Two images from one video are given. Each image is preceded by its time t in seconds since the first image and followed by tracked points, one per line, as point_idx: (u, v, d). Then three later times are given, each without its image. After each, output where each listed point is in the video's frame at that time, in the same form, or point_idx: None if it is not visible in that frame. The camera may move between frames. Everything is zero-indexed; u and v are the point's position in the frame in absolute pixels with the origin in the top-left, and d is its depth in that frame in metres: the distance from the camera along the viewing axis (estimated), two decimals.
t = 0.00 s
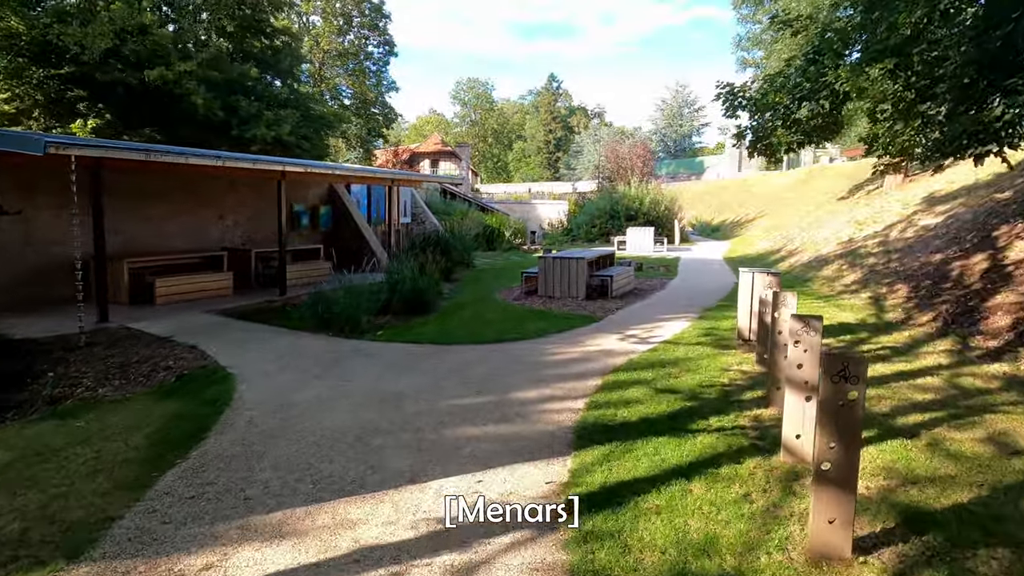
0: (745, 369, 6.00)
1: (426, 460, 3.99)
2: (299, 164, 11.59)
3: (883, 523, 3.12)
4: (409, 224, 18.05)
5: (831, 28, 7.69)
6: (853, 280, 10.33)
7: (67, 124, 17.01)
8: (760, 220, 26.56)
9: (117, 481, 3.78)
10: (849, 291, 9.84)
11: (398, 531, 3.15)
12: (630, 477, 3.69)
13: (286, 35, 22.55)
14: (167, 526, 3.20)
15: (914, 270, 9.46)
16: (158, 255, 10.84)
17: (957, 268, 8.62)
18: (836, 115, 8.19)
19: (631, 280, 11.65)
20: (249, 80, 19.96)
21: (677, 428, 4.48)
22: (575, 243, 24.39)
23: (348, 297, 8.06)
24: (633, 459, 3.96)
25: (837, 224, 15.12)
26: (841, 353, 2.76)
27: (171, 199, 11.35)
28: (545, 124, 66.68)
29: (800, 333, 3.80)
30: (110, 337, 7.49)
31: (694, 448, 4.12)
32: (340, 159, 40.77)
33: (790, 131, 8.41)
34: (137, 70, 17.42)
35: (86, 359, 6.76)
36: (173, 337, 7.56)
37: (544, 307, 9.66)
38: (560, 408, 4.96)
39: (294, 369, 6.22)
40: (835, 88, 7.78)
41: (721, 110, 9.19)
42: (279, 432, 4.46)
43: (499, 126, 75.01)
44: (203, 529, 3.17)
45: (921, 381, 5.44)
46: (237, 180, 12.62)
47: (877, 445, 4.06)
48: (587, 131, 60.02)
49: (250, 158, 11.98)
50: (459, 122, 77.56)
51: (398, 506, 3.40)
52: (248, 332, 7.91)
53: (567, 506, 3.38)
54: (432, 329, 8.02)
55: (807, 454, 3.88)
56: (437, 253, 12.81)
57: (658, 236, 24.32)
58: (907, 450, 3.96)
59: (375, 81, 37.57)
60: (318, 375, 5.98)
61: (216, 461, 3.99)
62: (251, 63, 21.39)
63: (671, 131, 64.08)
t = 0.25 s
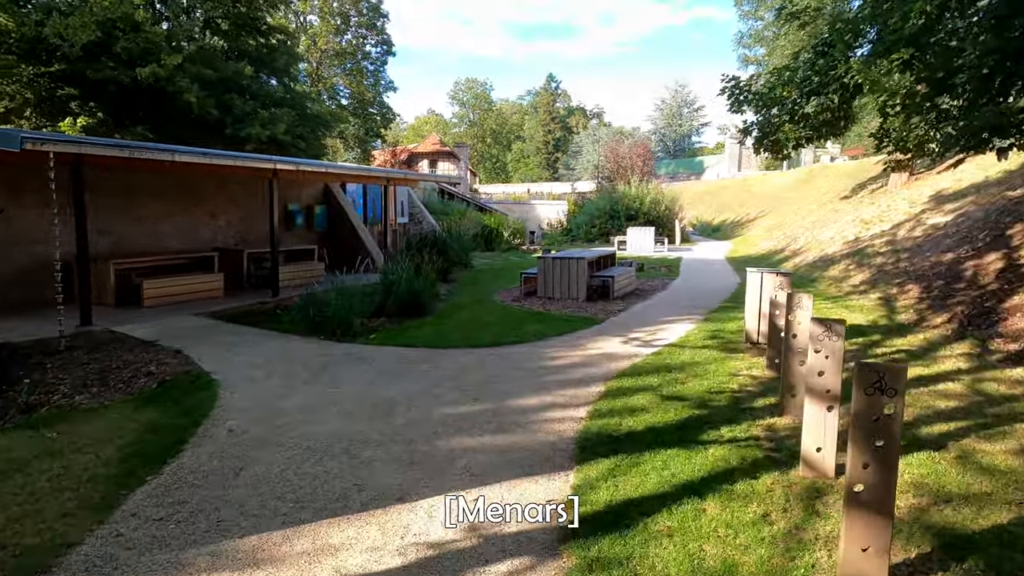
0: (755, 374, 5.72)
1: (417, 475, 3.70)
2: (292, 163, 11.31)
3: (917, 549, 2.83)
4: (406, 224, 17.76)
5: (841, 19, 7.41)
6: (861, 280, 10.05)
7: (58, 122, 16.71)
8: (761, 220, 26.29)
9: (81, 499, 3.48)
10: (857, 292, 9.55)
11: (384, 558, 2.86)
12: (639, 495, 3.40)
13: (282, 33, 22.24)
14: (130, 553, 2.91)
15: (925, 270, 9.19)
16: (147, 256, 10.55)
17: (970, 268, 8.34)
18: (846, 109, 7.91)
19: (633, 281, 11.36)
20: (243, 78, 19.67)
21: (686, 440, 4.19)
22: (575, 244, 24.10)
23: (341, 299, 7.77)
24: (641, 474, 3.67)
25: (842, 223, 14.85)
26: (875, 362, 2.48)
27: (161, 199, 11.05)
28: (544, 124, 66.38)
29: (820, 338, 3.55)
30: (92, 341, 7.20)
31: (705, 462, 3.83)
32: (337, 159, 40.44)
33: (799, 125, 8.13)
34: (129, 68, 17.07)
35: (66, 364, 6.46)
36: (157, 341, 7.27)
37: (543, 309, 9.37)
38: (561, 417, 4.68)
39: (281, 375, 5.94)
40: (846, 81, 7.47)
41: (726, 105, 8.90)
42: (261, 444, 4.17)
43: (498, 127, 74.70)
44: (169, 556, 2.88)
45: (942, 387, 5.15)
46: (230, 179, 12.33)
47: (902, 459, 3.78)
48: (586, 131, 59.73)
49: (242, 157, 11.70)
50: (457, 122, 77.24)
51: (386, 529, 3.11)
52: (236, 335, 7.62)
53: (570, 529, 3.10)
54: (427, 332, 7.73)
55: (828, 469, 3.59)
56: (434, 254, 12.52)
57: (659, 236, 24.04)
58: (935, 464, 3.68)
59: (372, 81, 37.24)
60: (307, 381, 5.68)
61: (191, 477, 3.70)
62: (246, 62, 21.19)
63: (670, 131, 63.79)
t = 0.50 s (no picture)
0: (769, 382, 5.44)
1: (412, 496, 3.42)
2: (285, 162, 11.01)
3: None
4: (403, 224, 17.47)
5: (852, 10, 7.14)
6: (870, 281, 9.79)
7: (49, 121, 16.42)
8: (762, 220, 26.05)
9: (45, 525, 3.19)
10: (867, 294, 9.28)
11: None
12: (654, 519, 3.13)
13: (278, 31, 21.94)
14: None
15: (936, 270, 8.93)
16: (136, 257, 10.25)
17: (986, 268, 8.08)
18: (858, 104, 7.64)
19: (635, 283, 11.10)
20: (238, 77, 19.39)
21: (700, 455, 3.92)
22: (574, 244, 23.83)
23: (334, 301, 7.49)
24: (655, 494, 3.39)
25: (847, 222, 14.58)
26: (926, 380, 2.20)
27: (150, 199, 10.76)
28: (543, 124, 66.12)
29: (849, 347, 3.29)
30: (75, 346, 6.92)
31: (723, 481, 3.55)
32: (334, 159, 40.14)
33: (809, 122, 7.87)
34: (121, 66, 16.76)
35: (46, 370, 6.18)
36: (143, 346, 6.98)
37: (544, 311, 9.09)
38: (566, 430, 4.40)
39: (271, 382, 5.65)
40: (859, 75, 7.19)
41: (733, 101, 8.63)
42: (244, 461, 3.88)
43: (496, 127, 74.41)
44: None
45: (967, 396, 4.87)
46: (222, 178, 12.04)
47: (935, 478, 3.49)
48: (585, 131, 59.48)
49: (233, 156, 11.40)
50: (455, 122, 76.96)
51: (376, 560, 2.83)
52: (225, 340, 7.33)
53: (579, 557, 2.82)
54: (424, 336, 7.45)
55: (856, 489, 3.32)
56: (432, 255, 12.24)
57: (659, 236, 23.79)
58: (974, 483, 3.40)
59: (369, 81, 36.94)
60: (297, 388, 5.40)
61: (166, 499, 3.41)
62: (241, 60, 20.92)
63: (669, 131, 63.59)
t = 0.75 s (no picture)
0: (777, 391, 5.20)
1: (400, 521, 3.16)
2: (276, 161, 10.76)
3: None
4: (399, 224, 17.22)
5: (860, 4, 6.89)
6: (875, 284, 9.57)
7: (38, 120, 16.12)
8: (761, 220, 25.86)
9: None
10: (873, 297, 9.06)
11: None
12: (662, 549, 2.87)
13: (272, 29, 21.65)
14: None
15: (944, 273, 8.71)
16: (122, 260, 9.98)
17: (996, 270, 7.86)
18: (865, 101, 7.40)
19: (635, 285, 10.87)
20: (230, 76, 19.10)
21: (708, 474, 3.66)
22: (572, 245, 23.60)
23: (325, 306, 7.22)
24: (663, 519, 3.15)
25: (849, 223, 14.37)
26: (976, 406, 2.16)
27: (137, 200, 10.49)
28: (540, 124, 65.88)
29: (872, 361, 3.03)
30: (55, 353, 6.65)
31: (734, 504, 3.30)
32: (330, 158, 39.83)
33: (815, 120, 7.62)
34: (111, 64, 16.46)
35: (21, 379, 5.91)
36: (125, 353, 6.71)
37: (542, 315, 8.84)
38: (566, 445, 4.15)
39: (256, 391, 5.39)
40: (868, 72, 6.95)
41: (736, 99, 8.38)
42: (220, 481, 3.61)
43: (493, 127, 74.16)
44: None
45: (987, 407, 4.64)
46: (212, 178, 11.78)
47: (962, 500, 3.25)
48: (582, 131, 59.25)
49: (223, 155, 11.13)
50: (452, 122, 76.67)
51: None
52: (211, 346, 7.06)
53: None
54: (418, 342, 7.19)
55: (879, 513, 3.07)
56: (427, 256, 11.99)
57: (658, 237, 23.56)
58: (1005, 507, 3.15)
59: (365, 80, 36.64)
60: (283, 398, 5.14)
61: (134, 525, 3.15)
62: (234, 58, 20.64)
63: (667, 131, 63.41)
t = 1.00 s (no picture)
0: (787, 399, 4.92)
1: (382, 547, 2.89)
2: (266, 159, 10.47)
3: None
4: (393, 224, 16.94)
5: None
6: (881, 285, 9.31)
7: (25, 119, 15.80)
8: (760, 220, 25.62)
9: None
10: (880, 299, 8.80)
11: None
12: None
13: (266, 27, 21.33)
14: None
15: (953, 273, 8.46)
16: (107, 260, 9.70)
17: (1008, 271, 7.61)
18: (874, 95, 7.11)
19: (634, 286, 10.61)
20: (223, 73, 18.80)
21: (717, 491, 3.40)
22: (570, 245, 23.33)
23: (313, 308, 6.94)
24: (670, 545, 2.87)
25: (852, 223, 14.12)
26: None
27: (123, 199, 10.20)
28: (537, 124, 65.60)
29: (900, 372, 2.76)
30: (30, 357, 6.36)
31: (746, 527, 3.03)
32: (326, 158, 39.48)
33: (822, 115, 7.34)
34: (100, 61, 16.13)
35: None
36: (104, 358, 6.43)
37: (539, 317, 8.56)
38: (563, 458, 3.88)
39: (238, 399, 5.11)
40: (877, 65, 6.67)
41: (740, 93, 8.10)
42: (190, 501, 3.34)
43: (491, 127, 73.87)
44: None
45: (1009, 416, 4.38)
46: (201, 177, 11.50)
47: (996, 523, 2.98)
48: (580, 131, 58.99)
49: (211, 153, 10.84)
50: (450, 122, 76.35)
51: None
52: (194, 350, 6.78)
53: None
54: (410, 345, 6.92)
55: (907, 537, 2.81)
56: (422, 257, 11.71)
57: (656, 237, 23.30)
58: None
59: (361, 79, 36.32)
60: (264, 407, 4.87)
61: (90, 552, 2.87)
62: (227, 55, 20.31)
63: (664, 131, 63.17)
